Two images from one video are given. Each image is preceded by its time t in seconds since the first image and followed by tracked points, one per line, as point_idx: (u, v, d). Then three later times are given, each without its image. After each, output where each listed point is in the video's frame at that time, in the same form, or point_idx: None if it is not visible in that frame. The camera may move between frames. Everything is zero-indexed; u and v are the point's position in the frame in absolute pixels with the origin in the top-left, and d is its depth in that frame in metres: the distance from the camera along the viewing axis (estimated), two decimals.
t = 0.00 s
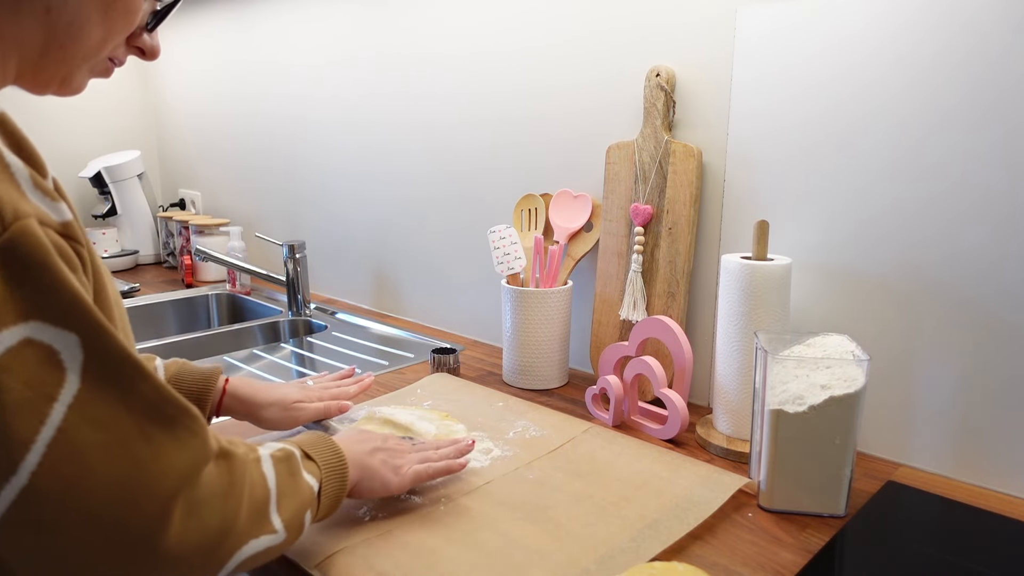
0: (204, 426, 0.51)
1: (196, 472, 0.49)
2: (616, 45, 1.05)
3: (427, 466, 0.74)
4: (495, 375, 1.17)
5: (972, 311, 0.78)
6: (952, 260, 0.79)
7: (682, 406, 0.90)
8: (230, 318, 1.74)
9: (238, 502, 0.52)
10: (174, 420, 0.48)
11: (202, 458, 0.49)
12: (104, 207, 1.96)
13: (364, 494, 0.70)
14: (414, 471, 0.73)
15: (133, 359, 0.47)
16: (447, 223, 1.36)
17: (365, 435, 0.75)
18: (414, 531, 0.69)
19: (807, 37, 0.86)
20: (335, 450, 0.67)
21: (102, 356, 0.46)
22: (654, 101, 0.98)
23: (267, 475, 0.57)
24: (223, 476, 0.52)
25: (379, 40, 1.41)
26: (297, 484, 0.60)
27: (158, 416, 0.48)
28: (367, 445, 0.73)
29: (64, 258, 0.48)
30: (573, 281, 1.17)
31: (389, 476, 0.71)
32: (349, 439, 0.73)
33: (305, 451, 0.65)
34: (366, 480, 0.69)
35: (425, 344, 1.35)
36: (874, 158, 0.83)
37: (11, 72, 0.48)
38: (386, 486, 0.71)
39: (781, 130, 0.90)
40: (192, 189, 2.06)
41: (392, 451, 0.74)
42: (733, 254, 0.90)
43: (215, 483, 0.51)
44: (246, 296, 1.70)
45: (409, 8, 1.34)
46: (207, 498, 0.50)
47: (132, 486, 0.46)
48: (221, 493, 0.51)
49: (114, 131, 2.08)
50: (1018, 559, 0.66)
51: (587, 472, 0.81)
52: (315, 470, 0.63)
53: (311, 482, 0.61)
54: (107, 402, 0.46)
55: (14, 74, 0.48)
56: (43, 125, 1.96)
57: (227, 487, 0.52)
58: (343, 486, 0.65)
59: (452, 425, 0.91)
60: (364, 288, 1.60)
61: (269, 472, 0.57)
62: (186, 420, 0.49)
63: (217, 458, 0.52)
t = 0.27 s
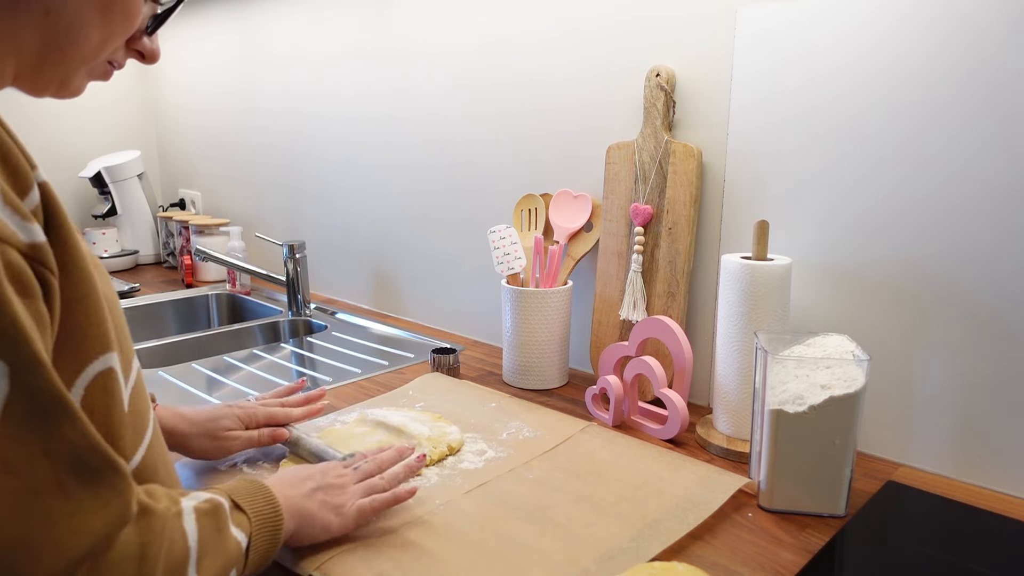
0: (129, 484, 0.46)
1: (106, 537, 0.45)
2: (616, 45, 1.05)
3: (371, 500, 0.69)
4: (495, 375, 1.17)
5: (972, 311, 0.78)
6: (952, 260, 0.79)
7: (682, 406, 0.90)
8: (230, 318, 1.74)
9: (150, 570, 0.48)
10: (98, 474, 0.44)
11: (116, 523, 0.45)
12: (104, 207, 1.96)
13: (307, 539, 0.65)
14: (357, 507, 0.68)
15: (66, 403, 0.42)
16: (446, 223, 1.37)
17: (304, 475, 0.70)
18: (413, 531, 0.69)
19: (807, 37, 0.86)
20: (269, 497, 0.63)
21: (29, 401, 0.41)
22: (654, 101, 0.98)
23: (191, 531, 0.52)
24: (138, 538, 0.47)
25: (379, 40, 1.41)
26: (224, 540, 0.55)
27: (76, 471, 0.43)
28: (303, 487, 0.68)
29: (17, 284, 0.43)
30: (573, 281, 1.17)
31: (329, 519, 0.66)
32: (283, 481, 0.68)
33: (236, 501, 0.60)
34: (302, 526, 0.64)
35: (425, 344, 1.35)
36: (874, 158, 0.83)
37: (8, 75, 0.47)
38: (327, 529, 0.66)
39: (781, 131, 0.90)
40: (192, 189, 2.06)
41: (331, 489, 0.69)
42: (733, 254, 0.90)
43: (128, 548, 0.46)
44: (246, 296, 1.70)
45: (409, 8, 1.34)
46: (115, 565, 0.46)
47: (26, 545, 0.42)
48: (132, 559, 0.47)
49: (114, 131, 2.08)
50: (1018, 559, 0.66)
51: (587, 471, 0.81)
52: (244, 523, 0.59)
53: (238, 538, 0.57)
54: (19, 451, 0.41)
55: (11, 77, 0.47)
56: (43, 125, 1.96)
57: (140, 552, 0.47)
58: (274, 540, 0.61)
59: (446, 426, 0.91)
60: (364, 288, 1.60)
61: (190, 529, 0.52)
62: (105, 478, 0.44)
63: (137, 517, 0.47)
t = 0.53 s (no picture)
0: (73, 520, 0.44)
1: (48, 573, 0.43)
2: (616, 45, 1.05)
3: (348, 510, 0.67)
4: (495, 375, 1.17)
5: (971, 311, 0.78)
6: (952, 260, 0.79)
7: (682, 406, 0.90)
8: (230, 318, 1.74)
9: None
10: (35, 513, 0.42)
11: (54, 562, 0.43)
12: (104, 207, 1.96)
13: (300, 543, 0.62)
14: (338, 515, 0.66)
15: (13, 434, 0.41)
16: (446, 223, 1.37)
17: (280, 476, 0.65)
18: (413, 531, 0.69)
19: (807, 37, 0.86)
20: (245, 512, 0.58)
21: None
22: (654, 101, 0.98)
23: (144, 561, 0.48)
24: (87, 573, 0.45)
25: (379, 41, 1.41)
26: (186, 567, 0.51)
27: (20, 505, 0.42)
28: (281, 491, 0.63)
29: None
30: (573, 281, 1.17)
31: (313, 527, 0.63)
32: (260, 488, 0.63)
33: (205, 519, 0.54)
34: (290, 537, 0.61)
35: (425, 344, 1.35)
36: (874, 158, 0.83)
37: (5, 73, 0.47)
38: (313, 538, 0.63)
39: (781, 130, 0.90)
40: (192, 189, 2.06)
41: (312, 491, 0.66)
42: (733, 254, 0.90)
43: None
44: (246, 296, 1.70)
45: (410, 8, 1.34)
46: None
47: None
48: None
49: (114, 131, 2.08)
50: (1019, 559, 0.66)
51: (587, 472, 0.81)
52: (214, 545, 0.53)
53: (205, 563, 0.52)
54: None
55: (8, 74, 0.47)
56: (43, 125, 1.96)
57: None
58: (248, 560, 0.56)
59: (445, 426, 0.91)
60: (364, 288, 1.60)
61: (148, 559, 0.48)
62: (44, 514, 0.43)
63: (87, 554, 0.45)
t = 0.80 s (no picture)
0: (87, 483, 0.48)
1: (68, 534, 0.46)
2: (616, 45, 1.05)
3: (365, 496, 0.70)
4: (495, 375, 1.17)
5: (970, 311, 0.78)
6: (952, 260, 0.79)
7: (682, 406, 0.90)
8: (230, 318, 1.74)
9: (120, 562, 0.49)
10: (56, 481, 0.46)
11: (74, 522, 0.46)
12: (104, 206, 1.96)
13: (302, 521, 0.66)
14: (350, 501, 0.69)
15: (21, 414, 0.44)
16: (446, 223, 1.36)
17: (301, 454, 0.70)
18: (412, 531, 0.69)
19: (806, 37, 0.86)
20: (256, 478, 0.63)
21: None
22: (654, 101, 0.98)
23: (163, 520, 0.52)
24: (107, 533, 0.48)
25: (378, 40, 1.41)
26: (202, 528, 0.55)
27: (38, 474, 0.45)
28: (301, 470, 0.68)
29: None
30: (573, 281, 1.17)
31: (321, 508, 0.67)
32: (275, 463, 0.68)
33: (220, 483, 0.59)
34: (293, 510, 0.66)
35: (425, 344, 1.35)
36: (873, 158, 0.83)
37: None
38: (317, 517, 0.67)
39: (781, 130, 0.90)
40: (192, 188, 2.06)
41: (329, 477, 0.70)
42: (733, 254, 0.90)
43: (91, 543, 0.47)
44: (246, 296, 1.70)
45: (410, 8, 1.34)
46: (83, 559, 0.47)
47: None
48: (98, 552, 0.48)
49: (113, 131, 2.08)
50: (1019, 559, 0.66)
51: (586, 472, 0.81)
52: (228, 506, 0.58)
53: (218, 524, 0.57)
54: None
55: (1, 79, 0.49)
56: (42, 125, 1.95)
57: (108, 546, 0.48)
58: (257, 523, 0.61)
59: (445, 426, 0.91)
60: (364, 288, 1.60)
61: (166, 517, 0.53)
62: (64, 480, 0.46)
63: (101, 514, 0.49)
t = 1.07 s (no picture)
0: None
1: None
2: (616, 46, 1.05)
3: (298, 494, 0.70)
4: (494, 375, 1.17)
5: (970, 312, 0.78)
6: (952, 260, 0.79)
7: (682, 407, 0.90)
8: (230, 318, 1.74)
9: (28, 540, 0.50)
10: None
11: None
12: (104, 206, 1.96)
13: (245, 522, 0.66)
14: (283, 500, 0.68)
15: None
16: (446, 223, 1.36)
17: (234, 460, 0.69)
18: (412, 531, 0.69)
19: (805, 37, 0.86)
20: (184, 479, 0.61)
21: None
22: (654, 101, 0.98)
23: (77, 508, 0.53)
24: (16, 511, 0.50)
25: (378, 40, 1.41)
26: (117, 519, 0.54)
27: None
28: (229, 474, 0.67)
29: None
30: (573, 281, 1.17)
31: (253, 509, 0.66)
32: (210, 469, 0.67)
33: (145, 480, 0.58)
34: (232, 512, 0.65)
35: (425, 344, 1.35)
36: (873, 158, 0.83)
37: None
38: (249, 519, 0.66)
39: (780, 130, 0.90)
40: (192, 189, 2.06)
41: (260, 478, 0.69)
42: (733, 254, 0.90)
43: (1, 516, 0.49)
44: (246, 296, 1.70)
45: (411, 8, 1.33)
46: None
47: None
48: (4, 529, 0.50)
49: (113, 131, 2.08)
50: (1020, 560, 0.66)
51: (586, 472, 0.81)
52: (150, 503, 0.57)
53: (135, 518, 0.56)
54: None
55: None
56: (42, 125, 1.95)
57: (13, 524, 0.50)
58: (177, 524, 0.59)
59: (445, 426, 0.91)
60: (364, 288, 1.60)
61: (80, 506, 0.53)
62: None
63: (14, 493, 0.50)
